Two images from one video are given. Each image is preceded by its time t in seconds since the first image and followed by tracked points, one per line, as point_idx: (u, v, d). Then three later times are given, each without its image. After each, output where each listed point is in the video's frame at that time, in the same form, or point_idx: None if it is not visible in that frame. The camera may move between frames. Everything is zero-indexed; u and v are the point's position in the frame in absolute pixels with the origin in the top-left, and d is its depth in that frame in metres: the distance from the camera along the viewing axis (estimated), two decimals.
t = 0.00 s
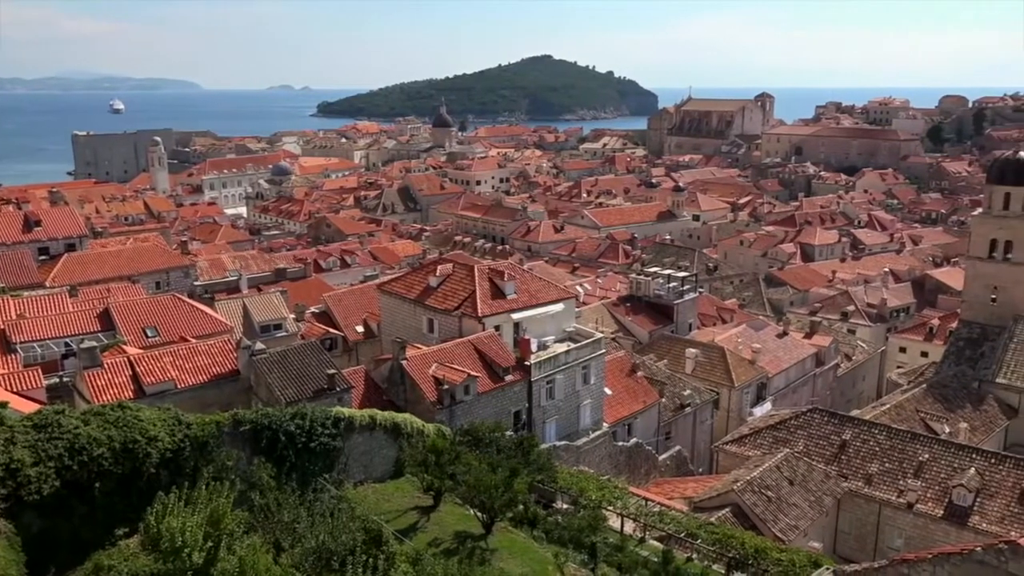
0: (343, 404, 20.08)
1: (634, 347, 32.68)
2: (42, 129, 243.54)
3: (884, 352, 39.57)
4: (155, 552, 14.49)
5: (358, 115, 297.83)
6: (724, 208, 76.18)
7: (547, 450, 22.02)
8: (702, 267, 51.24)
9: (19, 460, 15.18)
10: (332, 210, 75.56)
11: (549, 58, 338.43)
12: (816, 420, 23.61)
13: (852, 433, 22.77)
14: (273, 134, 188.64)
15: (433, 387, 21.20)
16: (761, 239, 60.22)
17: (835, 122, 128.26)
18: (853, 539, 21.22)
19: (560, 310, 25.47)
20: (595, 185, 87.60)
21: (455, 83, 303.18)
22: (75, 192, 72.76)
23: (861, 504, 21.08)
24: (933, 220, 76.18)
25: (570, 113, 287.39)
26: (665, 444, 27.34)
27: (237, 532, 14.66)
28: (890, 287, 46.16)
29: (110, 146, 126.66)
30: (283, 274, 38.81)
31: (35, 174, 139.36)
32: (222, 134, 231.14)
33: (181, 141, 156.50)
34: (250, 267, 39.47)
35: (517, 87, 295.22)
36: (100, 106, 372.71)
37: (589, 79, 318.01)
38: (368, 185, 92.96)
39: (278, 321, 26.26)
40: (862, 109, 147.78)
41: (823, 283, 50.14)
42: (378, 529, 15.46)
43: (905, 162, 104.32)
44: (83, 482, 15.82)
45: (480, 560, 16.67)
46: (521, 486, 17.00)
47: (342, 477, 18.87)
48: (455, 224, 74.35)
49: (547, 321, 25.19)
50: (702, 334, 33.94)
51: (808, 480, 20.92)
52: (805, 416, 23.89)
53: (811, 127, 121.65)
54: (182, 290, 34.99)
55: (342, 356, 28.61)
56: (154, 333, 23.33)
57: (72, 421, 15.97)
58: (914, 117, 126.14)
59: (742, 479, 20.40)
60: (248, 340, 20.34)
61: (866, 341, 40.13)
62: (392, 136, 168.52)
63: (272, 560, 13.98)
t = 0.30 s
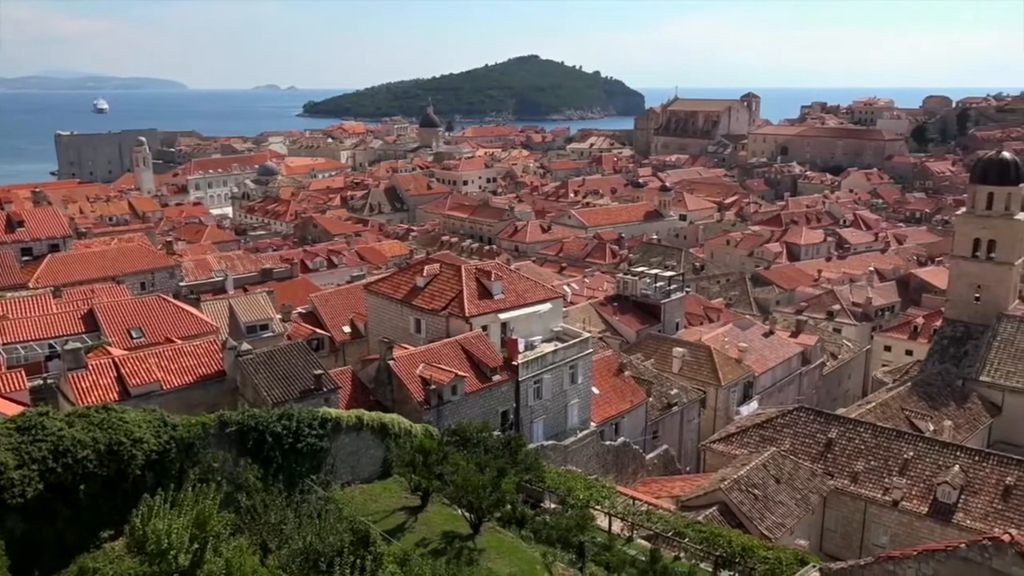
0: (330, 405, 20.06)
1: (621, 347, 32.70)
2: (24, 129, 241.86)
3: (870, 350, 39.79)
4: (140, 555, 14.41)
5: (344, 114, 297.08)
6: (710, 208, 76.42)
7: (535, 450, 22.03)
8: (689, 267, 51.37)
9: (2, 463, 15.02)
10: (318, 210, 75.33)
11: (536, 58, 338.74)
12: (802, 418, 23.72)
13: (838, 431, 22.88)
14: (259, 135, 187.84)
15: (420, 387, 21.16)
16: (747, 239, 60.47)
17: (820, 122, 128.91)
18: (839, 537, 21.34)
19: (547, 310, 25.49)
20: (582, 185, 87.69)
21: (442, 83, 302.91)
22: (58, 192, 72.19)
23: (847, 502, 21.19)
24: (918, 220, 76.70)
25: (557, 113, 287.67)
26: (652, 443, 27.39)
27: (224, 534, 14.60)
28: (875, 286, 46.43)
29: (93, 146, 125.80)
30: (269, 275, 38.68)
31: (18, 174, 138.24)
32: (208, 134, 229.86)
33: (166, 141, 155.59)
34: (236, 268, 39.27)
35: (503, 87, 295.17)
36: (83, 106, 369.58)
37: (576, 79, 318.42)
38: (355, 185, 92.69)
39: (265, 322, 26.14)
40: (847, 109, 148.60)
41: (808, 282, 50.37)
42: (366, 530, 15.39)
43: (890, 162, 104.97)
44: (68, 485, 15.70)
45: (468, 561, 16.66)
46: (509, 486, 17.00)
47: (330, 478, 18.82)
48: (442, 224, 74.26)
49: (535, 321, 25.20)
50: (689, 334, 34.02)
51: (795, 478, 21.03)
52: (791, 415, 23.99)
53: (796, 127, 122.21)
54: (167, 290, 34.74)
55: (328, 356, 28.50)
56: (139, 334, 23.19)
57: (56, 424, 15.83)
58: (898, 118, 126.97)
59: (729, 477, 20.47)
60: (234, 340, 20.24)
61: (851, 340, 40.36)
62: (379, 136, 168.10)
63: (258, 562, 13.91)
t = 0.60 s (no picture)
0: (314, 405, 20.01)
1: (606, 346, 32.76)
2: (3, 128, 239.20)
3: (851, 348, 40.07)
4: (122, 558, 14.29)
5: (327, 114, 295.95)
6: (694, 207, 76.72)
7: (520, 449, 22.05)
8: (673, 266, 51.52)
9: None
10: (301, 210, 75.02)
11: (520, 58, 338.85)
12: (785, 416, 23.84)
13: (820, 429, 23.04)
14: (241, 135, 186.83)
15: (405, 387, 21.13)
16: (731, 238, 60.75)
17: (802, 122, 129.59)
18: (821, 534, 21.51)
19: (532, 309, 25.51)
20: (566, 185, 87.76)
21: (425, 83, 302.43)
22: (38, 193, 71.52)
23: (829, 499, 21.36)
24: (899, 218, 77.31)
25: (541, 113, 287.77)
26: (636, 442, 27.47)
27: (207, 537, 14.51)
28: (857, 284, 46.75)
29: (73, 146, 124.70)
30: (252, 275, 38.52)
31: None
32: (190, 134, 228.34)
33: (147, 141, 154.43)
34: (219, 268, 39.02)
35: (487, 87, 295.00)
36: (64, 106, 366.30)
37: (560, 79, 318.69)
38: (338, 185, 92.35)
39: (248, 323, 26.01)
40: (829, 109, 149.51)
41: (791, 281, 50.66)
42: (350, 531, 15.32)
43: (871, 162, 105.69)
44: (48, 488, 15.54)
45: (453, 561, 16.65)
46: (494, 486, 17.00)
47: (314, 479, 18.78)
48: (426, 224, 74.15)
49: (519, 321, 25.22)
50: (673, 333, 34.13)
51: (778, 476, 21.15)
52: (774, 412, 24.11)
53: (779, 127, 122.85)
54: (149, 291, 34.48)
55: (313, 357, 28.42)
56: (120, 335, 23.02)
57: (36, 426, 15.67)
58: (879, 118, 127.97)
59: (713, 475, 20.57)
60: (217, 341, 20.13)
61: (833, 338, 40.64)
62: (362, 136, 167.63)
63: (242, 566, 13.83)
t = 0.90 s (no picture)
0: (299, 406, 19.95)
1: (592, 346, 32.78)
2: None
3: (836, 347, 40.30)
4: (106, 561, 14.16)
5: (312, 113, 294.83)
6: (679, 207, 76.95)
7: (506, 449, 22.03)
8: (658, 265, 51.63)
9: None
10: (286, 210, 74.71)
11: (505, 58, 338.87)
12: (770, 414, 23.93)
13: (805, 427, 23.14)
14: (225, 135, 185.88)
15: (391, 388, 21.09)
16: (716, 237, 61.00)
17: (786, 122, 130.22)
18: (806, 531, 21.64)
19: (518, 309, 25.53)
20: (551, 185, 87.79)
21: (411, 83, 301.92)
22: (19, 193, 70.87)
23: (814, 497, 21.49)
24: (882, 218, 77.85)
25: (526, 113, 287.91)
26: (623, 441, 27.53)
27: (192, 539, 14.43)
28: (840, 283, 47.04)
29: (55, 146, 123.63)
30: (236, 275, 38.32)
31: None
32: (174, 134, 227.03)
33: (130, 140, 153.30)
34: (203, 268, 38.79)
35: (473, 87, 294.80)
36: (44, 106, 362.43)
37: (545, 79, 318.99)
38: (323, 185, 92.04)
39: (232, 323, 25.88)
40: (813, 109, 150.32)
41: (775, 280, 50.91)
42: (336, 532, 15.25)
43: (854, 162, 106.35)
44: (30, 491, 15.37)
45: (440, 561, 16.62)
46: (480, 486, 17.00)
47: (299, 480, 18.72)
48: (412, 224, 74.02)
49: (505, 321, 25.23)
50: (658, 332, 34.21)
51: (763, 474, 21.26)
52: (759, 411, 24.22)
53: (763, 127, 123.42)
54: (132, 292, 34.22)
55: (298, 357, 28.31)
56: (103, 336, 22.84)
57: (18, 429, 15.50)
58: (862, 118, 128.82)
59: (699, 474, 20.64)
60: (201, 342, 20.00)
61: (817, 337, 40.86)
62: (347, 136, 167.08)
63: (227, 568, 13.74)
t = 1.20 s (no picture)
0: (284, 407, 19.90)
1: (577, 346, 32.83)
2: None
3: (819, 345, 40.56)
4: (89, 564, 14.07)
5: (296, 113, 293.53)
6: (663, 207, 77.20)
7: (492, 449, 22.04)
8: (643, 265, 51.78)
9: None
10: (270, 210, 74.35)
11: (489, 58, 338.68)
12: (754, 413, 24.06)
13: (789, 425, 23.27)
14: (208, 135, 184.69)
15: (376, 388, 21.05)
16: (700, 236, 61.26)
17: (769, 122, 130.88)
18: (790, 529, 21.80)
19: (503, 309, 25.54)
20: (536, 185, 87.82)
21: (395, 83, 301.20)
22: None
23: (798, 494, 21.63)
24: (864, 217, 78.41)
25: (511, 113, 287.84)
26: (608, 440, 27.61)
27: (176, 542, 14.37)
28: (823, 282, 47.36)
29: (35, 146, 122.46)
30: (220, 276, 38.13)
31: None
32: (156, 134, 225.24)
33: (111, 140, 152.07)
34: (186, 269, 38.54)
35: (457, 87, 294.49)
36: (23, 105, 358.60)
37: (530, 78, 319.08)
38: (307, 185, 91.70)
39: (216, 324, 25.72)
40: (796, 109, 151.10)
41: (759, 279, 51.20)
42: (322, 533, 15.20)
43: (837, 161, 107.02)
44: (11, 495, 15.24)
45: (426, 561, 16.61)
46: (465, 486, 17.00)
47: (285, 481, 18.67)
48: (397, 224, 73.86)
49: (491, 321, 25.24)
50: (643, 331, 34.32)
51: (747, 472, 21.38)
52: (743, 409, 24.32)
53: (746, 126, 123.93)
54: (114, 293, 33.96)
55: (282, 359, 28.20)
56: (85, 338, 22.67)
57: None
58: (844, 118, 129.69)
59: (684, 472, 20.73)
60: (184, 343, 19.88)
61: (801, 335, 41.12)
62: (331, 136, 166.42)
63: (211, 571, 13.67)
